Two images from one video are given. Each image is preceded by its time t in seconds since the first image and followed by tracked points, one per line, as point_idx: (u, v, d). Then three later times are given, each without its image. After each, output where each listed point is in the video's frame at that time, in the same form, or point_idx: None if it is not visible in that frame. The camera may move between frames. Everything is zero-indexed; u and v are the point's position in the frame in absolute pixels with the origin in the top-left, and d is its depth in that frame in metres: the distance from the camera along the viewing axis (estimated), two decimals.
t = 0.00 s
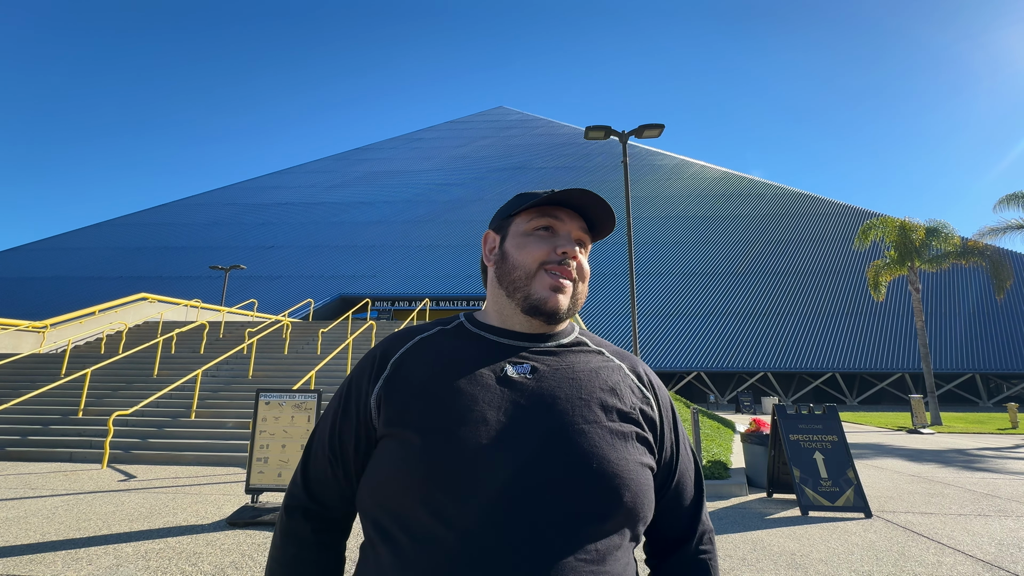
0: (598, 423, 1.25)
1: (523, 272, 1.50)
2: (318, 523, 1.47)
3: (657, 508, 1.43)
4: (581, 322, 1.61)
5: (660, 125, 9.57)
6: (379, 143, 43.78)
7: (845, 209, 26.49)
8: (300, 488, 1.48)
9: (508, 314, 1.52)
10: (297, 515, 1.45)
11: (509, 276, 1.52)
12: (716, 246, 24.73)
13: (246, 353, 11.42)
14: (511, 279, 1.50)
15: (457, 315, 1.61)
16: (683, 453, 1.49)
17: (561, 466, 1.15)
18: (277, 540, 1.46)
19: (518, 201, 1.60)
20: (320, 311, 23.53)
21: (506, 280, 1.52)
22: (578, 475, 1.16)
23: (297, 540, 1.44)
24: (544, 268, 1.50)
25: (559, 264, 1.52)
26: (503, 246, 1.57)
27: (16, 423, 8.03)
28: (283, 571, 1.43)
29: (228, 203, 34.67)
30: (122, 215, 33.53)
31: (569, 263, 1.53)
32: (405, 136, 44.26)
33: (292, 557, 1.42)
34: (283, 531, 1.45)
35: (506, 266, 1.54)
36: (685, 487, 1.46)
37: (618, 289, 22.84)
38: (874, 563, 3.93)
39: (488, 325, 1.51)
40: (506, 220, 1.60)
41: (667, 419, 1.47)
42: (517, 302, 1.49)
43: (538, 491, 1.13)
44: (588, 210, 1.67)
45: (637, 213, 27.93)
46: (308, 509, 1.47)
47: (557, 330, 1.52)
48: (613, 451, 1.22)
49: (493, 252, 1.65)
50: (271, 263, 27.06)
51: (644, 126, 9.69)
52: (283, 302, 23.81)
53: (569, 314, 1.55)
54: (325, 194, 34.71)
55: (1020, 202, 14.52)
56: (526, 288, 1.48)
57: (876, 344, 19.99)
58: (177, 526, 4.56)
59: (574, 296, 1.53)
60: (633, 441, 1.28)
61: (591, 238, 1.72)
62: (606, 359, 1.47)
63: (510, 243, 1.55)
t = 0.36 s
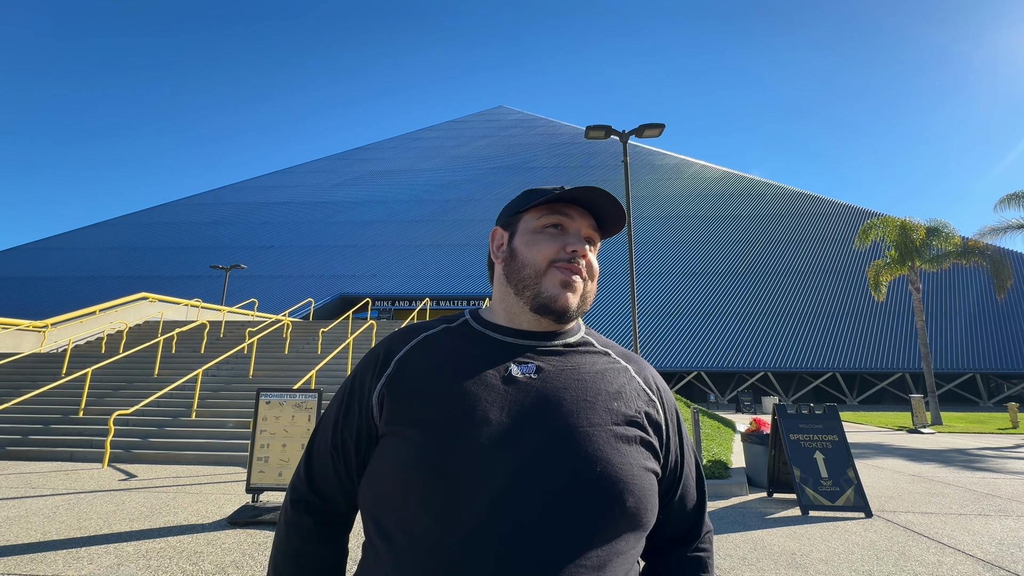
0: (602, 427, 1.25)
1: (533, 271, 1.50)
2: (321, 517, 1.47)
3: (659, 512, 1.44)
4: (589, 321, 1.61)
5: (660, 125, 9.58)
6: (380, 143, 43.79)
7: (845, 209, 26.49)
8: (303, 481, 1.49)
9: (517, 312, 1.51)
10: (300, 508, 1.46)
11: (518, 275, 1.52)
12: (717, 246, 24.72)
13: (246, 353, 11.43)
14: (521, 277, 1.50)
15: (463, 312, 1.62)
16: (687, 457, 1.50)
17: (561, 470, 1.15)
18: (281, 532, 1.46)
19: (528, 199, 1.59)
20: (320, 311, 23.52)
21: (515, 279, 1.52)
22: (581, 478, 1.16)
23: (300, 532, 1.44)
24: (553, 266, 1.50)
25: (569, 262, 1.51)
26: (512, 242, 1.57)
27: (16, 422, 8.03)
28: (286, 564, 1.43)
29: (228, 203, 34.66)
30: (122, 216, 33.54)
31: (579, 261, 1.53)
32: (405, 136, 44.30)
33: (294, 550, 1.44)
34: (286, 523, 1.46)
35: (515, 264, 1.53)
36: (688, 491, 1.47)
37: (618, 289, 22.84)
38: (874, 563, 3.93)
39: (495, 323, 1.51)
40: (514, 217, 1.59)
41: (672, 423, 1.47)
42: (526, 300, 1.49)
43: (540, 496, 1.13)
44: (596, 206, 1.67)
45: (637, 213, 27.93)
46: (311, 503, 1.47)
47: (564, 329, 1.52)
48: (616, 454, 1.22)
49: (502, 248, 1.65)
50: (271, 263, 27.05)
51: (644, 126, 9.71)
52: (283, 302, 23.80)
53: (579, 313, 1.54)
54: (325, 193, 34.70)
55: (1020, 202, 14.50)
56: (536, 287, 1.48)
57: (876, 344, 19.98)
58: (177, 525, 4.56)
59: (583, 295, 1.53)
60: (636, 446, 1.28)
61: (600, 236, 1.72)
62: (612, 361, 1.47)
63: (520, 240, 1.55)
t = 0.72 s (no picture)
0: (588, 430, 1.24)
1: (515, 272, 1.49)
2: (314, 514, 1.48)
3: (655, 514, 1.43)
4: (581, 320, 1.60)
5: (662, 125, 9.58)
6: (381, 143, 43.83)
7: (848, 208, 26.42)
8: (296, 480, 1.50)
9: (505, 314, 1.51)
10: (294, 505, 1.47)
11: (502, 277, 1.52)
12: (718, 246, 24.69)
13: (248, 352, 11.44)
14: (505, 279, 1.50)
15: (455, 314, 1.62)
16: (684, 458, 1.48)
17: (543, 475, 1.14)
18: (276, 529, 1.48)
19: (510, 197, 1.59)
20: (322, 310, 23.54)
21: (500, 280, 1.52)
22: (566, 482, 1.15)
23: (295, 528, 1.46)
24: (535, 266, 1.49)
25: (552, 261, 1.50)
26: (496, 244, 1.57)
27: (18, 422, 8.04)
28: (280, 562, 1.45)
29: (230, 203, 34.72)
30: (124, 216, 33.62)
31: (563, 259, 1.51)
32: (406, 136, 44.33)
33: (290, 547, 1.45)
34: (281, 520, 1.47)
35: (499, 266, 1.54)
36: (687, 493, 1.45)
37: (619, 288, 22.85)
38: (876, 563, 3.92)
39: (484, 325, 1.51)
40: (498, 217, 1.60)
41: (668, 424, 1.45)
42: (511, 302, 1.49)
43: (523, 501, 1.12)
44: (580, 200, 1.65)
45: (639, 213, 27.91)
46: (304, 501, 1.48)
47: (554, 328, 1.51)
48: (602, 458, 1.21)
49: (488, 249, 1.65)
50: (272, 263, 27.09)
51: (645, 126, 9.71)
52: (284, 302, 23.83)
53: (567, 313, 1.53)
54: (326, 193, 34.74)
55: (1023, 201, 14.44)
56: (518, 288, 1.48)
57: (878, 344, 19.92)
58: (180, 524, 4.58)
59: (570, 294, 1.52)
60: (623, 449, 1.27)
61: (587, 231, 1.69)
62: (605, 360, 1.45)
63: (502, 241, 1.54)
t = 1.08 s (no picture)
0: (541, 421, 1.22)
1: (466, 266, 1.53)
2: (279, 519, 1.49)
3: (623, 511, 1.37)
4: (548, 314, 1.59)
5: (663, 125, 9.58)
6: (383, 143, 43.87)
7: (849, 208, 26.37)
8: (261, 486, 1.52)
9: (462, 309, 1.52)
10: (257, 511, 1.48)
11: (455, 272, 1.55)
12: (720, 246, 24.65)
13: (250, 352, 11.46)
14: (456, 273, 1.52)
15: (420, 317, 1.63)
16: (653, 450, 1.43)
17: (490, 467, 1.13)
18: (242, 535, 1.50)
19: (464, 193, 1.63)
20: (324, 311, 23.57)
21: (452, 275, 1.55)
22: (516, 474, 1.14)
23: (259, 534, 1.47)
24: (484, 258, 1.51)
25: (500, 252, 1.52)
26: (450, 239, 1.61)
27: (21, 422, 8.06)
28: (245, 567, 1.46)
29: (233, 203, 34.76)
30: (127, 216, 33.69)
31: (512, 249, 1.53)
32: (408, 136, 44.37)
33: (258, 556, 1.46)
34: (247, 527, 1.49)
35: (452, 261, 1.57)
36: (655, 485, 1.40)
37: (621, 288, 22.84)
38: (879, 564, 3.92)
39: (445, 324, 1.53)
40: (452, 216, 1.64)
41: (632, 416, 1.41)
42: (465, 296, 1.51)
43: (468, 495, 1.12)
44: (534, 192, 1.67)
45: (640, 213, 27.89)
46: (268, 507, 1.49)
47: (514, 322, 1.51)
48: (554, 450, 1.19)
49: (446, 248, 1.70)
50: (274, 263, 27.12)
51: (647, 126, 9.71)
52: (287, 302, 23.87)
53: (524, 305, 1.53)
54: (328, 194, 34.78)
55: None
56: (470, 281, 1.50)
57: (880, 344, 19.86)
58: (182, 524, 4.58)
59: (522, 284, 1.52)
60: (579, 441, 1.24)
61: (545, 223, 1.70)
62: (566, 351, 1.43)
63: (455, 236, 1.58)
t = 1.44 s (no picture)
0: (529, 425, 1.22)
1: (447, 274, 1.54)
2: (257, 522, 1.51)
3: (608, 517, 1.38)
4: (539, 316, 1.60)
5: (664, 125, 9.58)
6: (384, 144, 43.91)
7: (850, 208, 26.36)
8: (241, 487, 1.53)
9: (447, 314, 1.54)
10: (235, 514, 1.49)
11: (437, 281, 1.57)
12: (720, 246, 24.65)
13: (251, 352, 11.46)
14: (438, 281, 1.54)
15: (409, 315, 1.65)
16: (641, 457, 1.43)
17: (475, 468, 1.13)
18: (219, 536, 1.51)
19: (440, 200, 1.65)
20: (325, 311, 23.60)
21: (435, 283, 1.57)
22: (501, 478, 1.14)
23: (234, 539, 1.48)
24: (465, 264, 1.52)
25: (480, 256, 1.52)
26: (431, 248, 1.63)
27: (22, 422, 8.07)
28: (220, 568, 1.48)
29: (234, 203, 34.79)
30: (128, 217, 33.72)
31: (491, 253, 1.53)
32: (409, 136, 44.41)
33: (236, 555, 1.47)
34: (222, 529, 1.50)
35: (434, 269, 1.59)
36: (642, 492, 1.40)
37: (621, 288, 22.85)
38: (880, 564, 3.91)
39: (434, 324, 1.54)
40: (432, 224, 1.66)
41: (620, 421, 1.42)
42: (448, 303, 1.52)
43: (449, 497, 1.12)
44: (511, 189, 1.65)
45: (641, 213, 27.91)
46: (247, 508, 1.51)
47: (502, 324, 1.53)
48: (541, 455, 1.19)
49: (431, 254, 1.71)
50: (275, 263, 27.14)
51: (648, 126, 9.72)
52: (288, 302, 23.88)
53: (508, 307, 1.54)
54: (329, 194, 34.81)
55: None
56: (451, 289, 1.51)
57: (880, 344, 19.85)
58: (183, 524, 4.58)
59: (505, 287, 1.52)
60: (567, 446, 1.24)
61: (525, 217, 1.69)
62: (556, 355, 1.44)
63: (435, 244, 1.60)
